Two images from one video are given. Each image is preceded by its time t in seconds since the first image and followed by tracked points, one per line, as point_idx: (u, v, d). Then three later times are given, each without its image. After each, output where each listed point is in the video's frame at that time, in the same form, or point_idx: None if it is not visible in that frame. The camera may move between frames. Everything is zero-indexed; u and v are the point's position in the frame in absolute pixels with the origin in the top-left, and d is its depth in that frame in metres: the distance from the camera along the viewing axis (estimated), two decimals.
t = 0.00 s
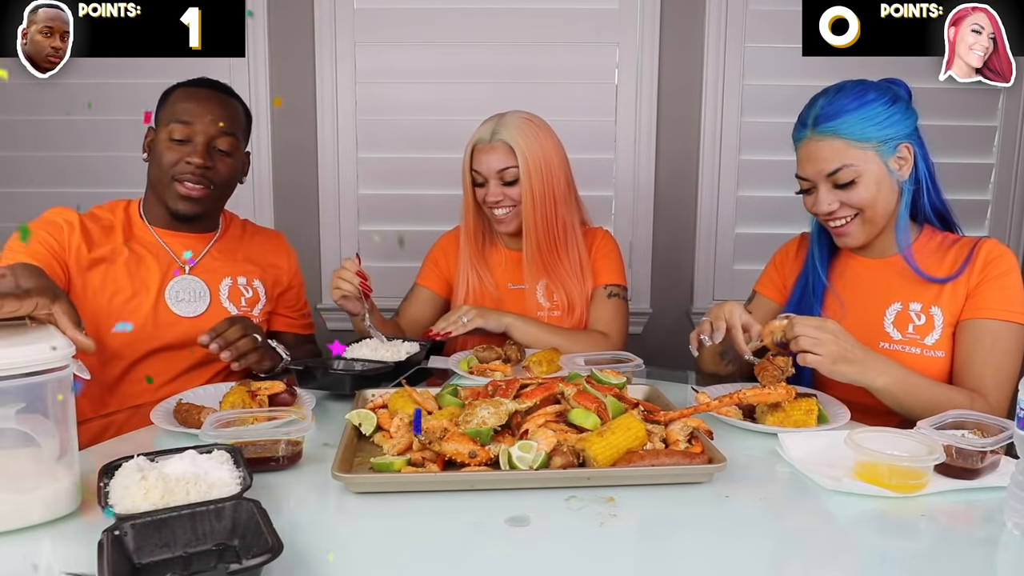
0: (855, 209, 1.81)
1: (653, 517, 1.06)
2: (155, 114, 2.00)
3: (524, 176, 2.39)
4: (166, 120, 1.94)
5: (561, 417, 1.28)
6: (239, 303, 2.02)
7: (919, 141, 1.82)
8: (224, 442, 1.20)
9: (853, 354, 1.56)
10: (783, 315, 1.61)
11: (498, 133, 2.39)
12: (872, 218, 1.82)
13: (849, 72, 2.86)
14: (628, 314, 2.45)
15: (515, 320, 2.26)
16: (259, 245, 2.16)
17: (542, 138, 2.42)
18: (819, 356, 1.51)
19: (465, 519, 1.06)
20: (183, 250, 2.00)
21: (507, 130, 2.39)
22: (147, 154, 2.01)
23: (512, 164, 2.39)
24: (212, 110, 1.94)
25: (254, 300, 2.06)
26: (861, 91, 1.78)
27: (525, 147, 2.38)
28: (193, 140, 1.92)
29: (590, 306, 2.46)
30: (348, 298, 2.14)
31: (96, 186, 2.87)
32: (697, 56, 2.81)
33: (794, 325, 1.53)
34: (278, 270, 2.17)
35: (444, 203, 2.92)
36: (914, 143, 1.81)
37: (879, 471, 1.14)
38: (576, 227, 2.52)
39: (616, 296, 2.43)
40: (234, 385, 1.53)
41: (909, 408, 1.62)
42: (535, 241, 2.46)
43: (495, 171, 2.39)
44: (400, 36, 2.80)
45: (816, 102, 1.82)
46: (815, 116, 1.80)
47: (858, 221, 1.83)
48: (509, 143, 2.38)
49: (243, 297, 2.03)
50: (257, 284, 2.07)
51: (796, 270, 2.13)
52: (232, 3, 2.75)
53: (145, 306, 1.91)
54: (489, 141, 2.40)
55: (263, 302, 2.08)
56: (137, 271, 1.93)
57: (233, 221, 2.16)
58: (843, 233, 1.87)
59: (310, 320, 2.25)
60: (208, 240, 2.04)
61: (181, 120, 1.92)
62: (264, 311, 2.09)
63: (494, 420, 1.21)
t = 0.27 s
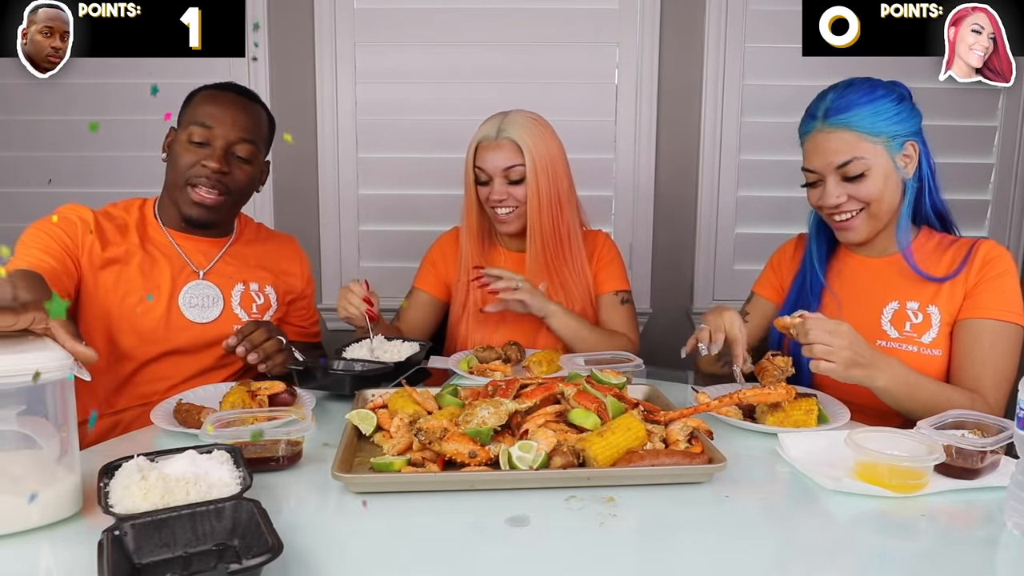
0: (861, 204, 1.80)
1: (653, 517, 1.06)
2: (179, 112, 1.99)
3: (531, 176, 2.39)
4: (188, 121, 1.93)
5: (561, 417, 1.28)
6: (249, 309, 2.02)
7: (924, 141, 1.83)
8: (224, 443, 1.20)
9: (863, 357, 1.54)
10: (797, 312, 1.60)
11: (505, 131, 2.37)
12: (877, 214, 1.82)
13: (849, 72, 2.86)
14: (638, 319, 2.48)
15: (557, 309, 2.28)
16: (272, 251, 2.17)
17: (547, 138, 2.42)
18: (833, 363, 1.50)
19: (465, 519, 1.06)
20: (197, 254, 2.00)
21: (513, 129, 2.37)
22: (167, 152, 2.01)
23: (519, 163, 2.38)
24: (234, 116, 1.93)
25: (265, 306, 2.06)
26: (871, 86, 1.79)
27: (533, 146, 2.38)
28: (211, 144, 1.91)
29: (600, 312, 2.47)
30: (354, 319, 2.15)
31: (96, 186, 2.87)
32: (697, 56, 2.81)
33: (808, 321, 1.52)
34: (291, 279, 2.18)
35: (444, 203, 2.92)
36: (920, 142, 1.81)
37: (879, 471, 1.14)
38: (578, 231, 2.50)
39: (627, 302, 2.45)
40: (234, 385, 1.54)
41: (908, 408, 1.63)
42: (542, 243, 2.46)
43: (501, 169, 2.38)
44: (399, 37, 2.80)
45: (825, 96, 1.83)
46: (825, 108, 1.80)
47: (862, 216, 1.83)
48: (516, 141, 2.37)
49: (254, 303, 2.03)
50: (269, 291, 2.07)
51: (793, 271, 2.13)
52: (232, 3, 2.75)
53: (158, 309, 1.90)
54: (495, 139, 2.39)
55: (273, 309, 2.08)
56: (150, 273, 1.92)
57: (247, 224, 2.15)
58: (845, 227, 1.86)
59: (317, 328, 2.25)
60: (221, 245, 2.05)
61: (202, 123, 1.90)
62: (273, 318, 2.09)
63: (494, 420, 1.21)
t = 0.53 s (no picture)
0: (872, 206, 1.80)
1: (653, 517, 1.06)
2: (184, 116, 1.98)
3: (538, 178, 2.38)
4: (195, 127, 1.92)
5: (561, 417, 1.28)
6: (253, 314, 2.02)
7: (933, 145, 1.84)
8: (225, 442, 1.20)
9: (860, 362, 1.54)
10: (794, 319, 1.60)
11: (510, 132, 2.36)
12: (885, 216, 1.82)
13: (850, 72, 2.86)
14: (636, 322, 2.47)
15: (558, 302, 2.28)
16: (278, 255, 2.16)
17: (552, 139, 2.41)
18: (833, 374, 1.49)
19: (464, 518, 1.06)
20: (203, 258, 1.99)
21: (518, 129, 2.36)
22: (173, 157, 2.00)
23: (525, 166, 2.37)
24: (241, 124, 1.92)
25: (270, 311, 2.06)
26: (888, 87, 1.78)
27: (539, 147, 2.37)
28: (219, 153, 1.90)
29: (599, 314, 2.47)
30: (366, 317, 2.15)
31: (96, 186, 2.87)
32: (697, 56, 2.81)
33: (804, 331, 1.53)
34: (296, 284, 2.18)
35: (444, 203, 2.92)
36: (929, 147, 1.81)
37: (879, 471, 1.14)
38: (579, 235, 2.49)
39: (625, 305, 2.45)
40: (235, 385, 1.54)
41: (907, 409, 1.62)
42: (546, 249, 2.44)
43: (506, 172, 2.37)
44: (400, 37, 2.80)
45: (842, 93, 1.81)
46: (841, 107, 1.79)
47: (870, 216, 1.83)
48: (521, 142, 2.35)
49: (258, 308, 2.03)
50: (273, 295, 2.07)
51: (792, 272, 2.14)
52: (232, 3, 2.75)
53: (163, 313, 1.90)
54: (500, 140, 2.37)
55: (277, 314, 2.08)
56: (155, 276, 1.92)
57: (253, 226, 2.15)
58: (851, 225, 1.86)
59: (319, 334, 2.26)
60: (228, 249, 2.04)
61: (209, 131, 1.90)
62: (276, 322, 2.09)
63: (494, 420, 1.21)
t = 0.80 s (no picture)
0: (874, 205, 1.81)
1: (653, 517, 1.06)
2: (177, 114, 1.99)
3: (535, 183, 2.36)
4: (185, 126, 1.92)
5: (561, 417, 1.28)
6: (257, 313, 2.02)
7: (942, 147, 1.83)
8: (225, 442, 1.20)
9: (854, 363, 1.54)
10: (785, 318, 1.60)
11: (506, 136, 2.33)
12: (885, 216, 1.82)
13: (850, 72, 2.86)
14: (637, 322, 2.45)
15: (553, 299, 2.31)
16: (282, 255, 2.16)
17: (550, 140, 2.39)
18: (824, 375, 1.49)
19: (464, 519, 1.06)
20: (207, 255, 1.99)
21: (515, 133, 2.33)
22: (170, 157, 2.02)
23: (523, 171, 2.35)
24: (229, 119, 1.92)
25: (272, 311, 2.06)
26: (898, 87, 1.78)
27: (537, 151, 2.34)
28: (209, 151, 1.90)
29: (598, 315, 2.44)
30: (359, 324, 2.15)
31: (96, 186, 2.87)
32: (697, 56, 2.81)
33: (798, 330, 1.54)
34: (300, 286, 2.17)
35: (444, 203, 2.92)
36: (938, 149, 1.81)
37: (879, 471, 1.14)
38: (577, 235, 2.45)
39: (625, 307, 2.42)
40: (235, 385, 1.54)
41: (909, 410, 1.62)
42: (546, 248, 2.43)
43: (503, 177, 2.35)
44: (400, 37, 2.80)
45: (852, 91, 1.81)
46: (850, 106, 1.79)
47: (874, 216, 1.83)
48: (519, 146, 2.32)
49: (261, 308, 2.03)
50: (276, 295, 2.07)
51: (800, 269, 2.13)
52: (232, 4, 2.75)
53: (169, 310, 1.90)
54: (496, 144, 2.34)
55: (281, 313, 2.09)
56: (162, 274, 1.93)
57: (257, 226, 2.15)
58: (857, 227, 1.86)
59: (321, 338, 2.26)
60: (233, 248, 2.04)
61: (197, 129, 1.90)
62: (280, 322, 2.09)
63: (494, 420, 1.21)
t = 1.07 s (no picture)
0: (874, 206, 1.81)
1: (653, 517, 1.06)
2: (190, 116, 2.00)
3: (530, 199, 2.30)
4: (198, 124, 1.93)
5: (561, 417, 1.28)
6: (263, 313, 2.03)
7: (947, 151, 1.82)
8: (224, 442, 1.20)
9: (848, 363, 1.55)
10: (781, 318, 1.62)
11: (500, 150, 2.26)
12: (891, 218, 1.83)
13: (851, 71, 2.86)
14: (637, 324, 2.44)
15: (553, 306, 2.31)
16: (284, 255, 2.16)
17: (544, 150, 2.32)
18: (823, 373, 1.50)
19: (464, 519, 1.06)
20: (213, 256, 1.99)
21: (509, 147, 2.26)
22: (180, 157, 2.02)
23: (517, 186, 2.28)
24: (240, 117, 1.93)
25: (276, 310, 2.06)
26: (909, 91, 1.78)
27: (531, 165, 2.27)
28: (222, 147, 1.90)
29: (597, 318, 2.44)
30: (359, 319, 2.15)
31: (98, 186, 2.88)
32: (697, 55, 2.81)
33: (793, 330, 1.54)
34: (303, 286, 2.18)
35: (444, 203, 2.92)
36: (941, 152, 1.80)
37: (879, 471, 1.14)
38: (572, 243, 2.41)
39: (625, 310, 2.41)
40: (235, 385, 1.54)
41: (909, 411, 1.62)
42: (544, 258, 2.40)
43: (497, 193, 2.28)
44: (399, 37, 2.80)
45: (858, 92, 1.81)
46: (853, 106, 1.79)
47: (874, 219, 1.83)
48: (512, 161, 2.26)
49: (264, 307, 2.04)
50: (280, 295, 2.08)
51: (802, 268, 2.13)
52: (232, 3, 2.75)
53: (176, 311, 1.90)
54: (490, 158, 2.27)
55: (285, 313, 2.09)
56: (168, 274, 1.93)
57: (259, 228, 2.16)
58: (857, 231, 1.87)
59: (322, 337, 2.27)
60: (237, 247, 2.04)
61: (211, 126, 1.90)
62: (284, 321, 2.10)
63: (494, 420, 1.21)
